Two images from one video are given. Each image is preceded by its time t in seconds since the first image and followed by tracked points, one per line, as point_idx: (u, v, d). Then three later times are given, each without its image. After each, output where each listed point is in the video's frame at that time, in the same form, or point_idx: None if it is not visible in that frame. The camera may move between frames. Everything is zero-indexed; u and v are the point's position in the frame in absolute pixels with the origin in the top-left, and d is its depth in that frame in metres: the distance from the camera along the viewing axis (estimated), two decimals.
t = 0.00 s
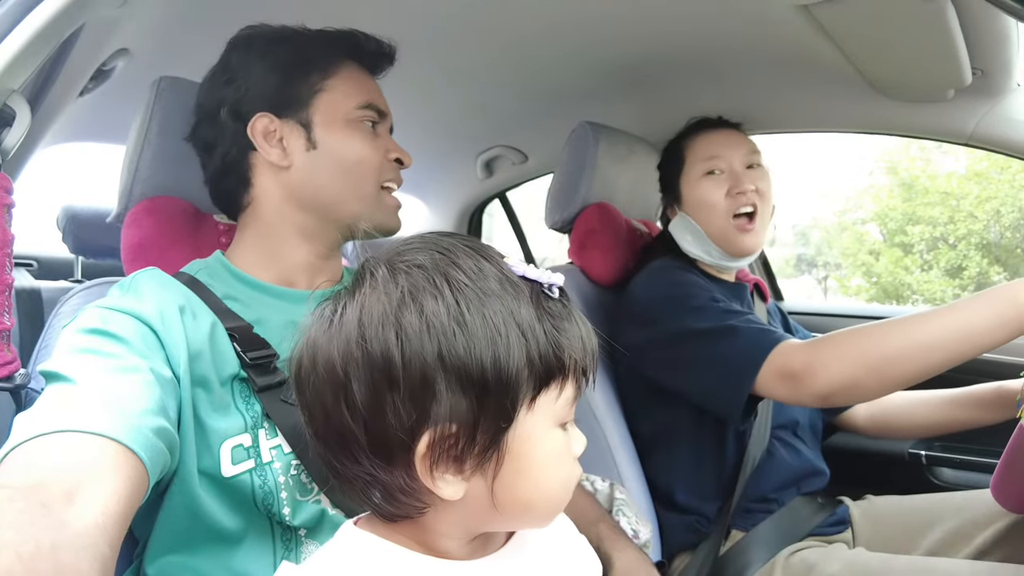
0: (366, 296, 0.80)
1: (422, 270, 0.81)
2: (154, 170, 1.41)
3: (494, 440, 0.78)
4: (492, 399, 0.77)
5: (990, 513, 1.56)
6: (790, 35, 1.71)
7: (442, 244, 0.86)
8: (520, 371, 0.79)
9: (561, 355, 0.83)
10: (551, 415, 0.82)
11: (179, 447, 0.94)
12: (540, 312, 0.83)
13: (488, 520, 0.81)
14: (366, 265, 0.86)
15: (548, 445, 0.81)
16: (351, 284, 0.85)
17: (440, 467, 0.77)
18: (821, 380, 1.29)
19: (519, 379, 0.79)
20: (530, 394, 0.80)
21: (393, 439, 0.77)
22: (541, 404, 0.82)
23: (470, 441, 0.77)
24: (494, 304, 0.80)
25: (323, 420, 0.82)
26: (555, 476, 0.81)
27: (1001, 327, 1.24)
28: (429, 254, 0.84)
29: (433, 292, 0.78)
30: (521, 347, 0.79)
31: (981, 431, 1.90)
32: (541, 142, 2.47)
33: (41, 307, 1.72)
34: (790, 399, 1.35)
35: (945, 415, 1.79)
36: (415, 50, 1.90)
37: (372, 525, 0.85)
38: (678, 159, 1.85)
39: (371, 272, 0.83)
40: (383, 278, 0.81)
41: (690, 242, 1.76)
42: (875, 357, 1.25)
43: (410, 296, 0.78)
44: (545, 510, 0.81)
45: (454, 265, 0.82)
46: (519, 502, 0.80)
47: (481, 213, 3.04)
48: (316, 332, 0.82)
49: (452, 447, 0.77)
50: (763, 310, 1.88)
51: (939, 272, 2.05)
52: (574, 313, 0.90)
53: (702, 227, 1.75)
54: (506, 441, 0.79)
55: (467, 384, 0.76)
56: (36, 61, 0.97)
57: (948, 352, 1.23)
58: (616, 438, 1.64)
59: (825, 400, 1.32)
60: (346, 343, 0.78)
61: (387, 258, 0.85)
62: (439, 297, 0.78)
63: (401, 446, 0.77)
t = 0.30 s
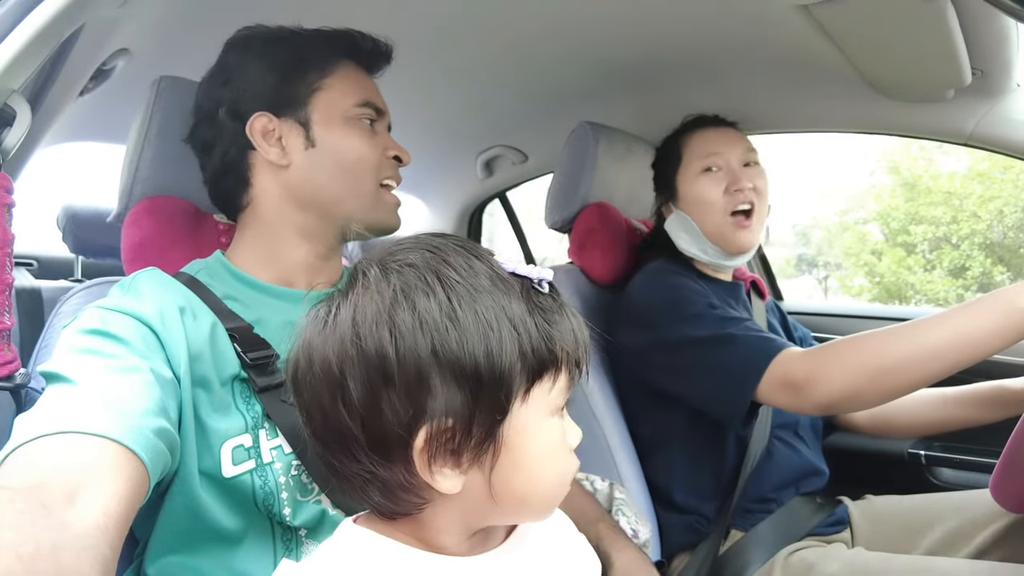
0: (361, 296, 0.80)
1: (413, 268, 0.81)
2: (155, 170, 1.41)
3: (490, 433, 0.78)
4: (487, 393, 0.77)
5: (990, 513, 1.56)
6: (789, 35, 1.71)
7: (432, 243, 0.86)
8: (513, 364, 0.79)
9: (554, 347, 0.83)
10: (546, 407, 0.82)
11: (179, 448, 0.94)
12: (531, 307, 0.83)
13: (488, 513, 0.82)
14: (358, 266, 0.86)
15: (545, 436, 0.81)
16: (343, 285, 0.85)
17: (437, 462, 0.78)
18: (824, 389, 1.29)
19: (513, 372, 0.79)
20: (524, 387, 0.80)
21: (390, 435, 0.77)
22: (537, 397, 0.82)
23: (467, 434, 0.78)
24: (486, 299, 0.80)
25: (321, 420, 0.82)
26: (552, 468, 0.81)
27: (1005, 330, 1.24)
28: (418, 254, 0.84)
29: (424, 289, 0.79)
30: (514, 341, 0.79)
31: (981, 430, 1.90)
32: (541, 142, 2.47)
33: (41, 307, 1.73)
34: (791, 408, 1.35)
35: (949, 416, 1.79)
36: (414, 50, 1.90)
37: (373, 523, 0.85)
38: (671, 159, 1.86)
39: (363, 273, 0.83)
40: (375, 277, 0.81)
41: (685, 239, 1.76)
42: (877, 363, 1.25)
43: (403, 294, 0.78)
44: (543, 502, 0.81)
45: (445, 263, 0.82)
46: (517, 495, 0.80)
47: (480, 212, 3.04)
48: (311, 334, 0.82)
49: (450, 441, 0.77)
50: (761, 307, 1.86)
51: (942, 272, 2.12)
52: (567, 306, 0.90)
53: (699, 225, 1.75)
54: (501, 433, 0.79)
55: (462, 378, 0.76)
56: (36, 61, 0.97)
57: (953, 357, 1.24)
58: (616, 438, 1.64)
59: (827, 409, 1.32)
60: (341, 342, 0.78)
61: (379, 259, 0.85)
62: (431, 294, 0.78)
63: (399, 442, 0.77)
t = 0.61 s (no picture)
0: (385, 293, 0.73)
1: (436, 261, 0.76)
2: (154, 167, 1.41)
3: (529, 429, 0.75)
4: (528, 388, 0.74)
5: (987, 512, 1.56)
6: (788, 34, 1.71)
7: (444, 236, 0.81)
8: (548, 356, 0.76)
9: (581, 335, 0.81)
10: (573, 397, 0.81)
11: (178, 446, 0.94)
12: (553, 296, 0.81)
13: (520, 509, 0.79)
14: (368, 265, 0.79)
15: (575, 427, 0.80)
16: (355, 285, 0.78)
17: (479, 465, 0.73)
18: (820, 390, 1.29)
19: (549, 364, 0.76)
20: (558, 378, 0.78)
21: (430, 442, 0.71)
22: (566, 388, 0.80)
23: (508, 432, 0.74)
24: (516, 289, 0.76)
25: (342, 433, 0.74)
26: (582, 460, 0.80)
27: (1001, 332, 1.24)
28: (435, 246, 0.79)
29: (456, 281, 0.74)
30: (548, 331, 0.76)
31: (981, 429, 1.90)
32: (540, 141, 2.47)
33: (41, 304, 1.73)
34: (789, 409, 1.35)
35: (946, 416, 1.79)
36: (414, 48, 1.90)
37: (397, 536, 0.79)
38: (667, 159, 1.87)
39: (380, 269, 0.77)
40: (397, 272, 0.75)
41: (682, 237, 1.77)
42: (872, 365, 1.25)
43: (434, 287, 0.73)
44: (573, 493, 0.79)
45: (466, 254, 0.78)
46: (556, 492, 0.77)
47: (480, 211, 3.04)
48: (327, 339, 0.74)
49: (493, 441, 0.73)
50: (761, 306, 1.86)
51: (949, 272, 2.10)
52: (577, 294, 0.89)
53: (691, 224, 1.76)
54: (537, 428, 0.76)
55: (504, 373, 0.73)
56: (35, 58, 0.97)
57: (949, 362, 1.24)
58: (615, 437, 1.65)
59: (824, 411, 1.33)
60: (371, 345, 0.71)
61: (392, 255, 0.79)
62: (464, 286, 0.73)
63: (440, 447, 0.72)
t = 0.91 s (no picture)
0: (378, 301, 0.73)
1: (417, 265, 0.77)
2: (154, 168, 1.41)
3: (525, 415, 0.78)
4: (522, 377, 0.77)
5: (988, 512, 1.56)
6: (789, 34, 1.71)
7: (414, 239, 0.81)
8: (535, 342, 0.80)
9: (555, 321, 0.86)
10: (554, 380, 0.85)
11: (179, 446, 0.94)
12: (527, 285, 0.84)
13: (514, 494, 0.82)
14: (344, 274, 0.78)
15: (558, 407, 0.83)
16: (336, 295, 0.76)
17: (488, 455, 0.75)
18: (819, 391, 1.29)
19: (537, 351, 0.80)
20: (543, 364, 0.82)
21: (441, 442, 0.72)
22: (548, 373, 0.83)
23: (508, 422, 0.76)
24: (499, 282, 0.79)
25: (342, 447, 0.73)
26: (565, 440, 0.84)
27: (1003, 333, 1.24)
28: (410, 250, 0.79)
29: (445, 281, 0.75)
30: (532, 320, 0.80)
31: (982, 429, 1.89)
32: (540, 141, 2.47)
33: (41, 305, 1.73)
34: (789, 411, 1.35)
35: (948, 416, 1.79)
36: (414, 49, 1.90)
37: (401, 545, 0.78)
38: (664, 160, 1.87)
39: (362, 277, 0.76)
40: (384, 278, 0.75)
41: (682, 238, 1.76)
42: (869, 366, 1.26)
43: (427, 290, 0.74)
44: (559, 468, 0.84)
45: (443, 253, 0.79)
46: (547, 472, 0.82)
47: (480, 211, 3.04)
48: (320, 354, 0.72)
49: (497, 432, 0.75)
50: (761, 306, 1.86)
51: (961, 272, 2.09)
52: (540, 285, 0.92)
53: (690, 225, 1.76)
54: (529, 413, 0.79)
55: (502, 366, 0.75)
56: (36, 58, 0.97)
57: (951, 363, 1.24)
58: (616, 437, 1.64)
59: (823, 411, 1.33)
60: (375, 354, 0.70)
61: (368, 263, 0.78)
62: (454, 285, 0.75)
63: (452, 444, 0.73)
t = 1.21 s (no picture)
0: (375, 298, 0.74)
1: (411, 265, 0.78)
2: (155, 168, 1.41)
3: (519, 406, 0.79)
4: (516, 368, 0.78)
5: (990, 513, 1.56)
6: (791, 34, 1.71)
7: (407, 241, 0.83)
8: (527, 337, 0.80)
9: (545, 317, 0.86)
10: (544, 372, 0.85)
11: (179, 447, 0.94)
12: (516, 283, 0.85)
13: (510, 484, 0.81)
14: (340, 276, 0.79)
15: (548, 398, 0.83)
16: (332, 296, 0.77)
17: (485, 445, 0.75)
18: (819, 393, 1.29)
19: (527, 345, 0.80)
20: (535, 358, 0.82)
21: (439, 431, 0.72)
22: (539, 366, 0.83)
23: (504, 413, 0.77)
24: (488, 278, 0.80)
25: (344, 439, 0.73)
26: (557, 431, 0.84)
27: (1004, 334, 1.23)
28: (403, 251, 0.80)
29: (438, 279, 0.76)
30: (523, 316, 0.81)
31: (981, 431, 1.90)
32: (540, 141, 2.47)
33: (41, 305, 1.73)
34: (789, 411, 1.34)
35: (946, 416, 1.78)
36: (415, 49, 1.89)
37: (403, 538, 0.77)
38: (660, 161, 1.87)
39: (359, 277, 0.77)
40: (381, 277, 0.76)
41: (676, 240, 1.76)
42: (872, 367, 1.25)
43: (421, 287, 0.75)
44: (550, 457, 0.83)
45: (436, 253, 0.80)
46: (541, 461, 0.82)
47: (480, 211, 3.04)
48: (322, 350, 0.73)
49: (493, 422, 0.76)
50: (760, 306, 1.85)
51: (975, 272, 2.24)
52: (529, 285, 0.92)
53: (686, 227, 1.76)
54: (523, 404, 0.79)
55: (496, 358, 0.76)
56: (36, 58, 0.96)
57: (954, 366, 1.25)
58: (617, 437, 1.64)
59: (824, 412, 1.32)
60: (374, 348, 0.71)
61: (364, 264, 0.79)
62: (447, 283, 0.76)
63: (450, 433, 0.73)
